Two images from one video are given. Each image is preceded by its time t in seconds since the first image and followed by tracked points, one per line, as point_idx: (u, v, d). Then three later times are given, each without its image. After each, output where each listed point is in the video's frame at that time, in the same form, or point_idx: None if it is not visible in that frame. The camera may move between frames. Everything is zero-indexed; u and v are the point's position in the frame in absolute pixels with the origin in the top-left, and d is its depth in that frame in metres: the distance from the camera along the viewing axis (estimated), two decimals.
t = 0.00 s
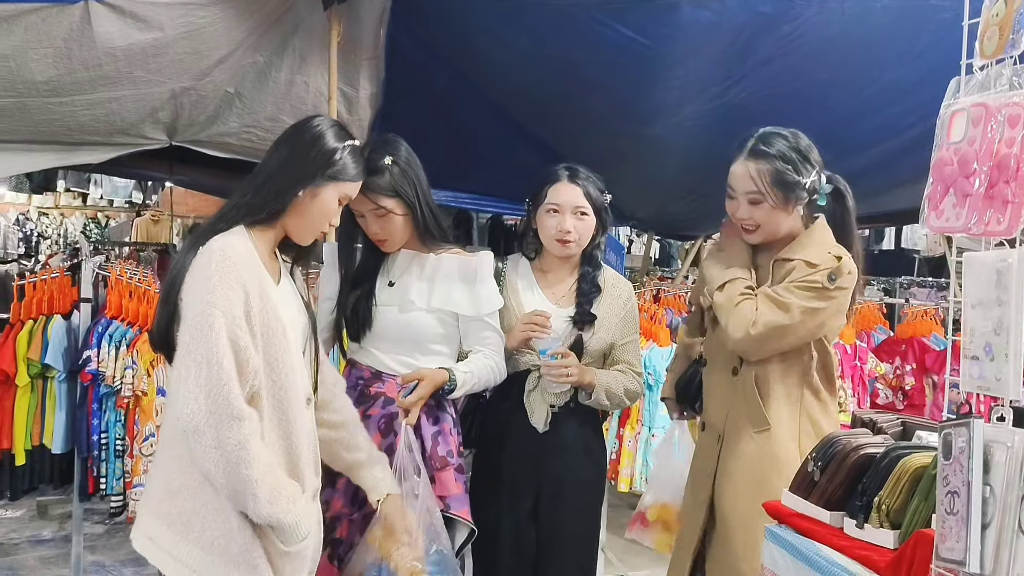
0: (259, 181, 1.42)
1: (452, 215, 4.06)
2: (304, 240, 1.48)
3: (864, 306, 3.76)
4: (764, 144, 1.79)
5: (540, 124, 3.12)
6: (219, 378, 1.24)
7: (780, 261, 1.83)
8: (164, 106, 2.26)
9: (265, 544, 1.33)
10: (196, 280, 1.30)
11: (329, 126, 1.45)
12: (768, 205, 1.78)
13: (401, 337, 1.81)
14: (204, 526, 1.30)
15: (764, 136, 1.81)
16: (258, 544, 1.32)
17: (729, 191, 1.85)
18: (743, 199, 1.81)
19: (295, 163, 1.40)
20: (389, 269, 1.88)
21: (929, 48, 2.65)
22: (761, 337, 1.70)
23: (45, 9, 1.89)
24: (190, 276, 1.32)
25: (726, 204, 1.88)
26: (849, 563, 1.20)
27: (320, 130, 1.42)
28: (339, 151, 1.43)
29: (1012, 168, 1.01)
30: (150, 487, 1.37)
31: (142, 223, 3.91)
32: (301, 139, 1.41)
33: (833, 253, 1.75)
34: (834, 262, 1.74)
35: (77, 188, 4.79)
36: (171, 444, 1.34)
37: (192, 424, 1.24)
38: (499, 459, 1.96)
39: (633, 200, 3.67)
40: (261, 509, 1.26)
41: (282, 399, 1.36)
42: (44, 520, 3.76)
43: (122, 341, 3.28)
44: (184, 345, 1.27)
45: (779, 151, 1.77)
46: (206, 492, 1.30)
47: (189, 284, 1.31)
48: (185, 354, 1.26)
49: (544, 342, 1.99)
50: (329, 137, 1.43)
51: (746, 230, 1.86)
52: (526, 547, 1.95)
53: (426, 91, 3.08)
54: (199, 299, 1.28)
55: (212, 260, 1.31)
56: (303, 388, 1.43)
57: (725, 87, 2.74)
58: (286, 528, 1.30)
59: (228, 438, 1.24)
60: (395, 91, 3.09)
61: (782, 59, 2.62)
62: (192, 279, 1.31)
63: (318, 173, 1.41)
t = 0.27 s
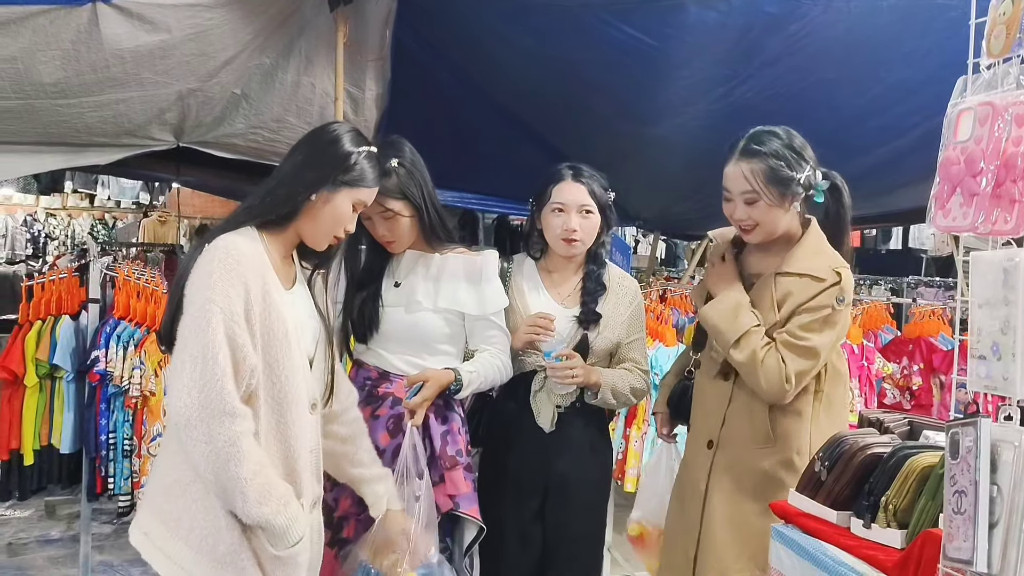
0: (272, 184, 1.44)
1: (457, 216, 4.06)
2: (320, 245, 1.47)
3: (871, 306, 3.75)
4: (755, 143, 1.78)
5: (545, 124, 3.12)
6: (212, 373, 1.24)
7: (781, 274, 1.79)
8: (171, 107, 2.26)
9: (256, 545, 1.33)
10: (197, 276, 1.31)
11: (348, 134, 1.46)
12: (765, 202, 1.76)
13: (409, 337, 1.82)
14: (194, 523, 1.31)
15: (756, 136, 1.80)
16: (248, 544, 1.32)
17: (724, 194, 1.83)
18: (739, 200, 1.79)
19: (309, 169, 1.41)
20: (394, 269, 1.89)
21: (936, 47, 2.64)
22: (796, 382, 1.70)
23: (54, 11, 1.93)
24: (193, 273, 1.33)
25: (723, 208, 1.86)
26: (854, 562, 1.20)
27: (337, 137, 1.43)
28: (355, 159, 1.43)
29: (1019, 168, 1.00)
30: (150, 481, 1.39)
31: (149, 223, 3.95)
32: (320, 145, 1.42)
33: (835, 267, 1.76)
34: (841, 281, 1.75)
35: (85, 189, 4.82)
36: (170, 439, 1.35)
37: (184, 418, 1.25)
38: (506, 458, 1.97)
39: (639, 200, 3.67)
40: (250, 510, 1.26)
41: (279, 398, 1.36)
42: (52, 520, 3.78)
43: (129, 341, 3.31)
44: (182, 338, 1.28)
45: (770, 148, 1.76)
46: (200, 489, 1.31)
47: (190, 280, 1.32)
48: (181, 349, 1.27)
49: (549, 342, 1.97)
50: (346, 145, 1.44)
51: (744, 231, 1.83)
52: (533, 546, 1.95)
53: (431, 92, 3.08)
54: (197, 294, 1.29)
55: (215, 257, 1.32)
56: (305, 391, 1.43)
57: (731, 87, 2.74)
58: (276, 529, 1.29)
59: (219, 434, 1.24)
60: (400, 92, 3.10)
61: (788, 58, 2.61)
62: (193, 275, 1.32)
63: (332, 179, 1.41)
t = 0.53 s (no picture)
0: (284, 187, 1.45)
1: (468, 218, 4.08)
2: (329, 247, 1.48)
3: (884, 308, 3.73)
4: (733, 143, 1.77)
5: (556, 126, 3.13)
6: (219, 376, 1.26)
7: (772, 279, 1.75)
8: (184, 111, 2.28)
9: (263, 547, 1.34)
10: (205, 279, 1.32)
11: (361, 139, 1.47)
12: (747, 199, 1.75)
13: (420, 339, 1.83)
14: (202, 524, 1.32)
15: (736, 135, 1.79)
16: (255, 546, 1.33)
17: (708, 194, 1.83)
18: (722, 200, 1.78)
19: (321, 173, 1.42)
20: (405, 273, 1.91)
21: (949, 48, 2.63)
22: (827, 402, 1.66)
23: (67, 15, 1.94)
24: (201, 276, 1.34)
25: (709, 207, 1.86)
26: (866, 565, 1.19)
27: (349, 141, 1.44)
28: (367, 164, 1.44)
29: None
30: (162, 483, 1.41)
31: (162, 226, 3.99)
32: (331, 149, 1.43)
33: (820, 268, 1.71)
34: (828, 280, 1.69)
35: (99, 192, 4.87)
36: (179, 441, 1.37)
37: (191, 421, 1.26)
38: (518, 460, 1.97)
39: (649, 202, 3.66)
40: (256, 512, 1.27)
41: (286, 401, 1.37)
42: (67, 521, 3.82)
43: (143, 343, 3.33)
44: (189, 342, 1.30)
45: (747, 146, 1.75)
46: (208, 491, 1.32)
47: (198, 283, 1.34)
48: (188, 352, 1.29)
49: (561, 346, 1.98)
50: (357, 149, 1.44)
51: (730, 230, 1.82)
52: (545, 549, 1.96)
53: (441, 94, 3.09)
54: (204, 298, 1.30)
55: (224, 259, 1.34)
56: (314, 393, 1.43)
57: (742, 89, 2.73)
58: (283, 532, 1.30)
59: (225, 437, 1.25)
60: (411, 95, 3.11)
61: (799, 60, 2.61)
62: (201, 279, 1.34)
63: (344, 183, 1.42)
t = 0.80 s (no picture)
0: (294, 192, 1.46)
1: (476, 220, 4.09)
2: (335, 250, 1.49)
3: (894, 310, 3.72)
4: (720, 146, 1.78)
5: (565, 128, 3.13)
6: (243, 378, 1.27)
7: (774, 278, 1.75)
8: (195, 114, 2.33)
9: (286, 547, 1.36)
10: (224, 283, 1.34)
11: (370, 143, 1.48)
12: (739, 199, 1.75)
13: (430, 341, 1.83)
14: (224, 525, 1.33)
15: (724, 138, 1.79)
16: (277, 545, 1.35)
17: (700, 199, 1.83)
18: (715, 202, 1.78)
19: (331, 178, 1.43)
20: (413, 275, 1.92)
21: (960, 49, 2.62)
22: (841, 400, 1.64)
23: (80, 19, 1.95)
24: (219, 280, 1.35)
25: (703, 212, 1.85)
26: (876, 568, 1.19)
27: (359, 146, 1.45)
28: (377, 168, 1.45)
29: None
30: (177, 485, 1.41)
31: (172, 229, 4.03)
32: (340, 154, 1.44)
33: (823, 263, 1.72)
34: (832, 276, 1.70)
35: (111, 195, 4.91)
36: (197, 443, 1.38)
37: (216, 422, 1.27)
38: (528, 461, 1.98)
39: (658, 204, 3.67)
40: (282, 511, 1.29)
41: (306, 402, 1.39)
42: (79, 522, 3.85)
43: (154, 344, 3.35)
44: (211, 344, 1.30)
45: (734, 146, 1.76)
46: (228, 492, 1.33)
47: (216, 286, 1.35)
48: (211, 354, 1.30)
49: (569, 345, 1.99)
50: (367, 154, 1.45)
51: (725, 232, 1.81)
52: (554, 551, 1.96)
53: (450, 97, 3.10)
54: (225, 301, 1.31)
55: (242, 262, 1.35)
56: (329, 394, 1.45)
57: (751, 91, 2.73)
58: (306, 531, 1.33)
59: (251, 438, 1.27)
60: (420, 97, 3.13)
61: (809, 62, 2.60)
62: (219, 282, 1.35)
63: (354, 188, 1.43)
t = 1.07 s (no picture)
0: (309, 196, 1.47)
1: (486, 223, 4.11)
2: (345, 254, 1.51)
3: (906, 315, 3.70)
4: (735, 155, 1.77)
5: (576, 131, 3.14)
6: (265, 379, 1.28)
7: (794, 284, 1.74)
8: (208, 118, 2.35)
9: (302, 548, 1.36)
10: (243, 284, 1.35)
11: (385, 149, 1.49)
12: (757, 208, 1.74)
13: (442, 343, 1.84)
14: (242, 527, 1.34)
15: (739, 146, 1.79)
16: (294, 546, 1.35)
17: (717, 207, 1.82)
18: (732, 212, 1.77)
19: (346, 182, 1.44)
20: (426, 277, 1.93)
21: (975, 54, 2.61)
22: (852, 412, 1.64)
23: (95, 23, 1.98)
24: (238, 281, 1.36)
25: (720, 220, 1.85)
26: (890, 573, 1.18)
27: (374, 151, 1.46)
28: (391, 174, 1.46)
29: None
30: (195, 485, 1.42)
31: (185, 231, 4.06)
32: (355, 159, 1.45)
33: (845, 274, 1.71)
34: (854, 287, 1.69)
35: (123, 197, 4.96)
36: (216, 443, 1.38)
37: (236, 422, 1.28)
38: (540, 463, 1.99)
39: (669, 207, 3.66)
40: (301, 512, 1.30)
41: (323, 404, 1.40)
42: (91, 523, 3.88)
43: (167, 346, 3.37)
44: (231, 345, 1.31)
45: (749, 155, 1.75)
46: (248, 492, 1.34)
47: (235, 288, 1.36)
48: (231, 355, 1.31)
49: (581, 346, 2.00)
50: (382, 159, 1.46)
51: (744, 241, 1.81)
52: (566, 555, 1.97)
53: (461, 100, 3.11)
54: (245, 302, 1.32)
55: (260, 265, 1.36)
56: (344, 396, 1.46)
57: (763, 95, 2.73)
58: (324, 531, 1.33)
59: (271, 438, 1.27)
60: (431, 101, 3.14)
61: (822, 66, 2.60)
62: (238, 284, 1.36)
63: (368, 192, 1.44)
